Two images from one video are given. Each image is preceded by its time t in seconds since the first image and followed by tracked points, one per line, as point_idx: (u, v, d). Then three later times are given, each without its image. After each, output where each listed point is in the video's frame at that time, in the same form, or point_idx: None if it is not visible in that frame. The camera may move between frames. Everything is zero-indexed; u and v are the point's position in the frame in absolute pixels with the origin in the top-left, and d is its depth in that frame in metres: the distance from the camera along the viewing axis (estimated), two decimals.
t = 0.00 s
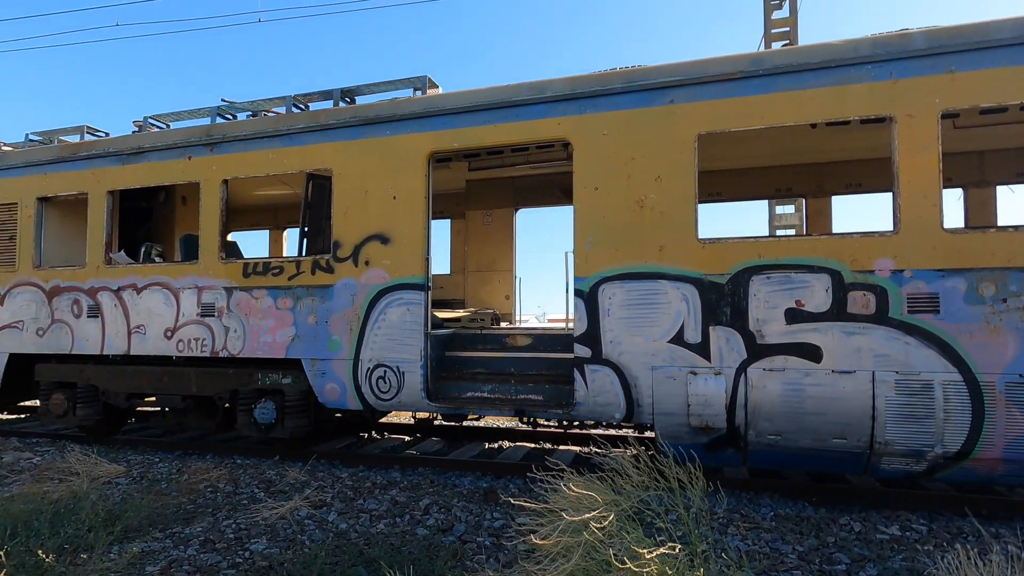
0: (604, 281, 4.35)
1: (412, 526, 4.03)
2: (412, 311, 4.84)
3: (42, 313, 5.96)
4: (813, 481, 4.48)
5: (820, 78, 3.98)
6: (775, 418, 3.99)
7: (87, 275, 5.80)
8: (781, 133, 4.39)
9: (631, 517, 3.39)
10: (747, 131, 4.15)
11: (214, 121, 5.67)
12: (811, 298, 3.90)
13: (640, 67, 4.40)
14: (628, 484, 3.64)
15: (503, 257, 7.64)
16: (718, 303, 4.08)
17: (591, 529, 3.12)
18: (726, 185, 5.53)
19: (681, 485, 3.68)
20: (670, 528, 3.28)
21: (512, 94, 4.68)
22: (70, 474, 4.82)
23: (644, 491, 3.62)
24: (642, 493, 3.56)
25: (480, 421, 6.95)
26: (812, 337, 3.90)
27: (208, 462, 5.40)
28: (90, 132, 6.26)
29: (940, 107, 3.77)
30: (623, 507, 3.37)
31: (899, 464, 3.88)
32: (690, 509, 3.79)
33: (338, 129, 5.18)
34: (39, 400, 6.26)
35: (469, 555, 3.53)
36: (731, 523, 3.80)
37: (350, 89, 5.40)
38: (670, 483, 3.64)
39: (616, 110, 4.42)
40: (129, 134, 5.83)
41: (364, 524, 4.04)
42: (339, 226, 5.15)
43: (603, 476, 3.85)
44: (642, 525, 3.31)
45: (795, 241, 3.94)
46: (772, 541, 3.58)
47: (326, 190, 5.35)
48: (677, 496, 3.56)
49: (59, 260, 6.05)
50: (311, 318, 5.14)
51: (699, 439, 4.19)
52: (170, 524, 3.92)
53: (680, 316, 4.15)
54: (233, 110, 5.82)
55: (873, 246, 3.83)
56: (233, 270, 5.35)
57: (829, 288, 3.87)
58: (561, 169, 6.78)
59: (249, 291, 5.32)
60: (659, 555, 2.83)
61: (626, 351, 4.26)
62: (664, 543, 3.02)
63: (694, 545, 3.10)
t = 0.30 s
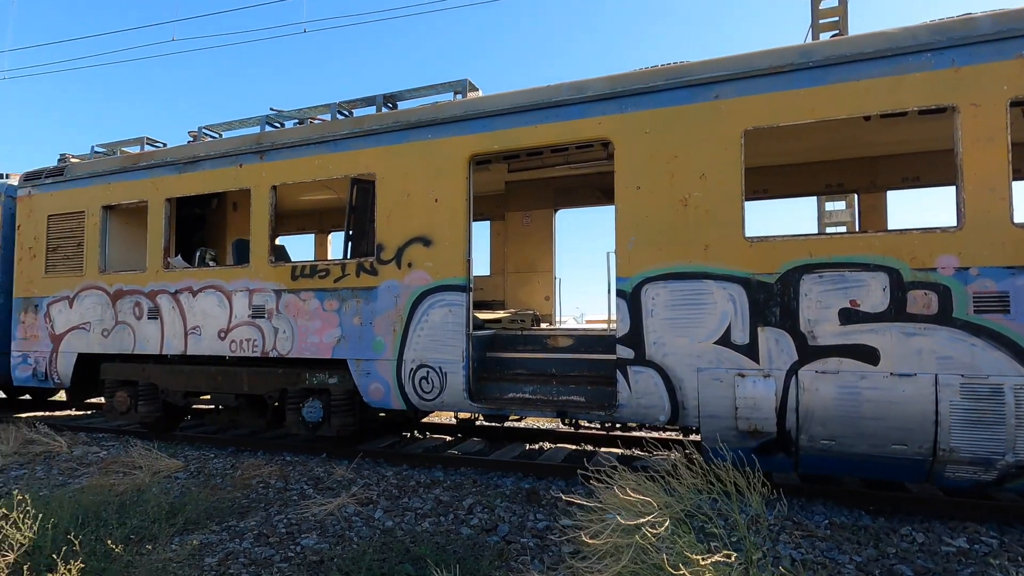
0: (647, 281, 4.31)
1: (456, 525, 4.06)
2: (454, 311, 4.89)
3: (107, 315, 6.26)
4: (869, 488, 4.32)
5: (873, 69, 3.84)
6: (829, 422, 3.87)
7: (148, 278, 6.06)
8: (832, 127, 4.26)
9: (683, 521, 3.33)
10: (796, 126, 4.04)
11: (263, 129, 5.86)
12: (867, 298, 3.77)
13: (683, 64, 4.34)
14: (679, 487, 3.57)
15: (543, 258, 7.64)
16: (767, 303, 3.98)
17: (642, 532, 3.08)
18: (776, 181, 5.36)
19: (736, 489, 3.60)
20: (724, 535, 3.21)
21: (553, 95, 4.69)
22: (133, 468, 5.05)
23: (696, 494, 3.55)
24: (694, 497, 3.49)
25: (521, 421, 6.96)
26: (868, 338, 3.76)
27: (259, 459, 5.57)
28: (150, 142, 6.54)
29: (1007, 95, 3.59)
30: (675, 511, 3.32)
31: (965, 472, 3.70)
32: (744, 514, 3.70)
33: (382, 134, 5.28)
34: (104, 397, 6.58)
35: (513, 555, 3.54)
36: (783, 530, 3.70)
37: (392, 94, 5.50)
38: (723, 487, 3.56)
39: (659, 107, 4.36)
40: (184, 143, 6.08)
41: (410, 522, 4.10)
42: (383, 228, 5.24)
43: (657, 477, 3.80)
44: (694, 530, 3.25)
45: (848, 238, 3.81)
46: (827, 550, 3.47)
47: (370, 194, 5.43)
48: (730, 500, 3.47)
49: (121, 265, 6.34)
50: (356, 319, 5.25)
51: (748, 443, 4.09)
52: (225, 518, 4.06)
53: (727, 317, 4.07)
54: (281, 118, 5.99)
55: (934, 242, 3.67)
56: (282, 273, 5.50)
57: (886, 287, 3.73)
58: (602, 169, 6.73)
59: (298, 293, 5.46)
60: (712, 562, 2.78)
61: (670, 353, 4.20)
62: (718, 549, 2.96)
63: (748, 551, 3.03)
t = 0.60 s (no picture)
0: (682, 282, 4.25)
1: (490, 525, 4.07)
2: (486, 312, 4.90)
3: (152, 317, 6.47)
4: (916, 495, 4.19)
5: (918, 60, 3.72)
6: (873, 426, 3.76)
7: (190, 281, 6.24)
8: (874, 120, 4.14)
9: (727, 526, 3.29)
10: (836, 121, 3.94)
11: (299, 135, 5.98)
12: (914, 298, 3.65)
13: (717, 60, 4.28)
14: (722, 492, 3.52)
15: (574, 259, 7.60)
16: (807, 303, 3.90)
17: (688, 538, 3.04)
18: (815, 178, 5.23)
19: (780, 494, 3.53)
20: (768, 542, 3.16)
21: (584, 95, 4.67)
22: (178, 464, 5.20)
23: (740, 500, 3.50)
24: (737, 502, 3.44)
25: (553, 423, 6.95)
26: (915, 339, 3.64)
27: (297, 457, 5.69)
28: (192, 150, 6.74)
29: None
30: (718, 516, 3.27)
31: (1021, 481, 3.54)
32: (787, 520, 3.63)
33: (414, 137, 5.33)
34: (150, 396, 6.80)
35: (548, 557, 3.53)
36: (826, 537, 3.60)
37: (424, 98, 5.55)
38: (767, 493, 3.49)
39: (693, 105, 4.30)
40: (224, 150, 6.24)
41: (444, 521, 4.13)
42: (416, 230, 5.29)
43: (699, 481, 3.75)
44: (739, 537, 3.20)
45: (893, 236, 3.70)
46: (874, 559, 3.37)
47: (403, 197, 5.49)
48: (774, 507, 3.41)
49: (166, 269, 6.55)
50: (390, 320, 5.31)
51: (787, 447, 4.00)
52: (266, 514, 4.16)
53: (764, 317, 3.99)
54: (316, 124, 6.10)
55: (986, 238, 3.52)
56: (318, 275, 5.61)
57: (935, 286, 3.61)
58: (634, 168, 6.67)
59: (333, 295, 5.55)
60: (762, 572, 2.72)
61: (706, 354, 4.14)
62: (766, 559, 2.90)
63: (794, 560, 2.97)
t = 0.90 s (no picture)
0: (726, 281, 4.17)
1: (532, 526, 4.07)
2: (524, 313, 4.90)
3: (203, 318, 6.69)
4: (978, 504, 4.00)
5: (977, 47, 3.55)
6: (931, 431, 3.61)
7: (239, 284, 6.43)
8: (929, 111, 3.97)
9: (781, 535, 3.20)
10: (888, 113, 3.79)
11: (340, 140, 6.10)
12: (976, 296, 3.48)
13: (761, 53, 4.17)
14: (774, 501, 3.43)
15: (612, 259, 7.53)
16: (859, 302, 3.76)
17: (740, 546, 2.98)
18: (867, 173, 5.05)
19: (836, 503, 3.41)
20: (824, 551, 3.07)
21: (623, 93, 4.62)
22: (229, 460, 5.37)
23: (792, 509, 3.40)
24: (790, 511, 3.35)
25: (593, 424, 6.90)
26: (978, 340, 3.48)
27: (341, 455, 5.80)
28: (240, 157, 6.95)
29: None
30: (770, 524, 3.20)
31: None
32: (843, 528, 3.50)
33: (453, 140, 5.37)
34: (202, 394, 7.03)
35: (591, 559, 3.50)
36: (882, 545, 3.47)
37: (461, 101, 5.58)
38: (821, 501, 3.39)
39: (736, 101, 4.21)
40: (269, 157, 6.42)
41: (486, 521, 4.15)
42: (455, 232, 5.33)
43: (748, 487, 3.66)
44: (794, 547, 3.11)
45: (952, 231, 3.54)
46: (934, 570, 3.22)
47: (442, 200, 5.53)
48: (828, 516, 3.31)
49: (215, 272, 6.74)
50: (430, 321, 5.36)
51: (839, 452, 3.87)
52: (313, 511, 4.25)
53: (813, 318, 3.87)
54: (357, 129, 6.21)
55: None
56: (360, 277, 5.70)
57: (999, 284, 3.43)
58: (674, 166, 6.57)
59: (374, 297, 5.64)
60: None
61: (751, 356, 4.05)
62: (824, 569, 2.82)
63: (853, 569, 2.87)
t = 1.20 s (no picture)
0: (761, 281, 4.08)
1: (565, 527, 4.05)
2: (555, 313, 4.87)
3: (241, 319, 6.84)
4: None
5: None
6: (982, 436, 3.47)
7: (274, 286, 6.56)
8: (976, 102, 3.83)
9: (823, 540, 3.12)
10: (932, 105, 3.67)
11: (372, 144, 6.17)
12: None
13: (797, 47, 4.08)
14: (815, 506, 3.35)
15: (643, 258, 7.45)
16: (903, 301, 3.64)
17: (780, 551, 2.92)
18: (910, 168, 4.89)
19: (882, 508, 3.31)
20: (868, 557, 2.98)
21: (654, 90, 4.57)
22: (267, 458, 5.47)
23: (834, 514, 3.31)
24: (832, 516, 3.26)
25: (625, 425, 6.84)
26: None
27: (374, 454, 5.86)
28: (275, 162, 7.09)
29: None
30: (811, 529, 3.12)
31: None
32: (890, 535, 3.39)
33: (482, 141, 5.38)
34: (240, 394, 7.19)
35: (625, 561, 3.47)
36: (930, 553, 3.34)
37: (490, 102, 5.59)
38: (866, 506, 3.29)
39: (771, 96, 4.12)
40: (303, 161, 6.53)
41: (518, 521, 4.14)
42: (485, 232, 5.34)
43: (789, 491, 3.57)
44: (837, 553, 3.02)
45: (1004, 227, 3.39)
46: None
47: (471, 202, 5.51)
48: (873, 521, 3.21)
49: (251, 274, 6.87)
50: (460, 322, 5.38)
51: (883, 456, 3.75)
52: (348, 508, 4.31)
53: (854, 318, 3.76)
54: (388, 133, 6.28)
55: None
56: (391, 279, 5.76)
57: None
58: (706, 163, 6.47)
59: (406, 297, 5.68)
60: None
61: (788, 357, 3.96)
62: None
63: None
